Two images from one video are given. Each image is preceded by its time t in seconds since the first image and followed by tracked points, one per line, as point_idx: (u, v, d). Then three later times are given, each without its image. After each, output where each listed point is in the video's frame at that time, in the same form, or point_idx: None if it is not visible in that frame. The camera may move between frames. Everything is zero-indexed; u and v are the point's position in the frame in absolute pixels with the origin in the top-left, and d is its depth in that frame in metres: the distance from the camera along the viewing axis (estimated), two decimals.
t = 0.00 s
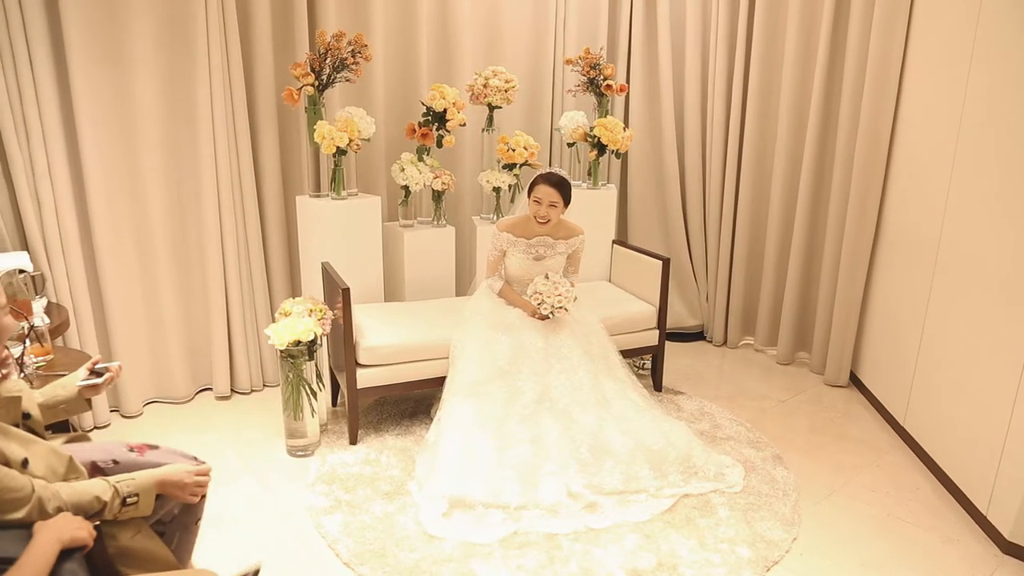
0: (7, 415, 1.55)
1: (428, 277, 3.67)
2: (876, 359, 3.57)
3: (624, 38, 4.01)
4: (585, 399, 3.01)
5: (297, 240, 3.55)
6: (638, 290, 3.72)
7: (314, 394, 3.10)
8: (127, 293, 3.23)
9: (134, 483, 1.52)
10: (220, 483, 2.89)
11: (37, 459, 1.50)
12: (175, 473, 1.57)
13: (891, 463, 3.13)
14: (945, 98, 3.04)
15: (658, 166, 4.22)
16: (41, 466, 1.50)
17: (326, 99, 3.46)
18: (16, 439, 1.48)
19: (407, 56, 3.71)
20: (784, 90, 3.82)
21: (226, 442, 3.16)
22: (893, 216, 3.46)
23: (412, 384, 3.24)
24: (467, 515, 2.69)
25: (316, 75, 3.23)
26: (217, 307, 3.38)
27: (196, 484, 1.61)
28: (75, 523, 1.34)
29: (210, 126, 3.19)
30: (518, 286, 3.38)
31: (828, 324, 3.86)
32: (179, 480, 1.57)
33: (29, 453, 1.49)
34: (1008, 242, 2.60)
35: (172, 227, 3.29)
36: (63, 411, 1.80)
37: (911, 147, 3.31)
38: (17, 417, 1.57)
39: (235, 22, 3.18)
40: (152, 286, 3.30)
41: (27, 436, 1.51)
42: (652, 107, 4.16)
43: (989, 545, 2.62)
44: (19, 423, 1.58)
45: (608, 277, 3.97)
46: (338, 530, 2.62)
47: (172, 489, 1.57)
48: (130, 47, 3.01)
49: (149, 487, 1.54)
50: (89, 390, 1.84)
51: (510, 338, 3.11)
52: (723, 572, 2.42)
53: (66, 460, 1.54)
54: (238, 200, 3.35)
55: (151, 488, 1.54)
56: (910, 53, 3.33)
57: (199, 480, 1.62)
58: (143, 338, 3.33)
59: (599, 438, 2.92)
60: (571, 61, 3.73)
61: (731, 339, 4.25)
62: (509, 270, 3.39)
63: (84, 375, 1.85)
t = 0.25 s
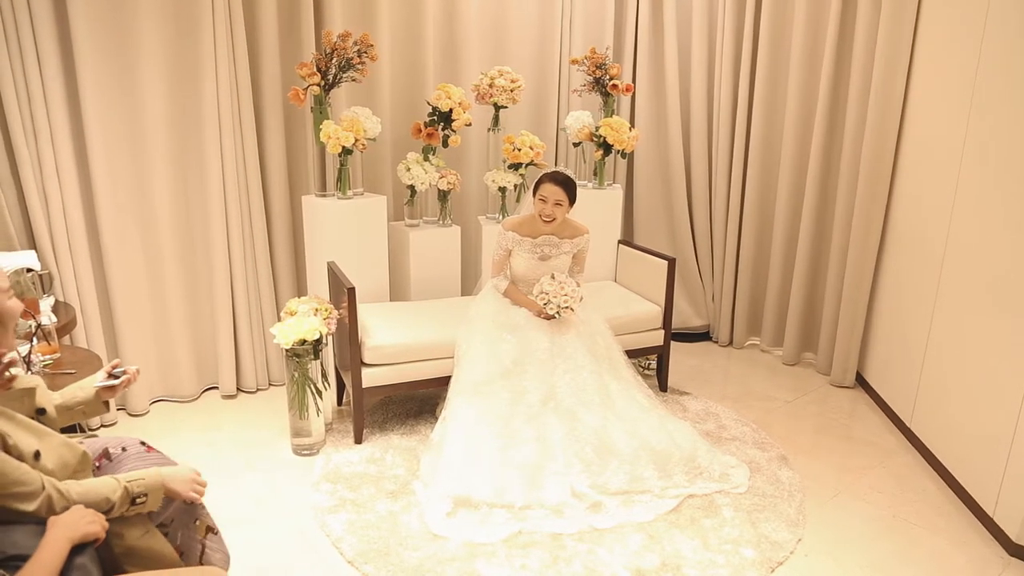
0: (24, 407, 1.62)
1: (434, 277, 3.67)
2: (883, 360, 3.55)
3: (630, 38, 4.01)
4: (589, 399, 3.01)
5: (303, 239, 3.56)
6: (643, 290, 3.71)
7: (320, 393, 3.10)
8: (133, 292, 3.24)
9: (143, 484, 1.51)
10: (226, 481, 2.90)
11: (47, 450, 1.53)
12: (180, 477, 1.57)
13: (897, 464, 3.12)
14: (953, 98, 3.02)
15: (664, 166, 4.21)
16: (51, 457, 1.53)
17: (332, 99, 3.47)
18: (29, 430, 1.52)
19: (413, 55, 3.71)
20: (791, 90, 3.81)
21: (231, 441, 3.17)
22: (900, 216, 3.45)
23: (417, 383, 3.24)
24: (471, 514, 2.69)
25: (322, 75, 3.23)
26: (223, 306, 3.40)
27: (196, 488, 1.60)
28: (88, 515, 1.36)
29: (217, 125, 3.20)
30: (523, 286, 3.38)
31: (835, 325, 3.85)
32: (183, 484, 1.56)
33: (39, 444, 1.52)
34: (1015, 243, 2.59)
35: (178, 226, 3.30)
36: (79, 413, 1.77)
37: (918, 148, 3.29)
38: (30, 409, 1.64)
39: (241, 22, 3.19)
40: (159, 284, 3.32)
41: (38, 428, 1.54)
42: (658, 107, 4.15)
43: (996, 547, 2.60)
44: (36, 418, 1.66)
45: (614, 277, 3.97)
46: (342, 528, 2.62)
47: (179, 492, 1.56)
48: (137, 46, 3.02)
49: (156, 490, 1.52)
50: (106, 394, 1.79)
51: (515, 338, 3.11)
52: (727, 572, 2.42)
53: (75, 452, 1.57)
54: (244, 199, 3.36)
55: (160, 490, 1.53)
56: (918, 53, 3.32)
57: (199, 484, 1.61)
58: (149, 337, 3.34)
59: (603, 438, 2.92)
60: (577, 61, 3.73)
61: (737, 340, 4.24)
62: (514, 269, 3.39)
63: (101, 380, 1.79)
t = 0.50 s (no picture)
0: (44, 398, 1.65)
1: (439, 276, 3.67)
2: (889, 361, 3.54)
3: (636, 38, 4.00)
4: (595, 398, 3.01)
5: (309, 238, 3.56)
6: (649, 290, 3.71)
7: (325, 392, 3.11)
8: (140, 291, 3.26)
9: (136, 476, 1.54)
10: (232, 480, 2.91)
11: (58, 439, 1.57)
12: (163, 466, 1.60)
13: (903, 465, 3.11)
14: (960, 98, 3.01)
15: (670, 166, 4.21)
16: (60, 445, 1.57)
17: (338, 98, 3.48)
18: (42, 419, 1.56)
19: (419, 55, 3.72)
20: (798, 89, 3.80)
21: (237, 439, 3.19)
22: (907, 217, 3.43)
23: (422, 382, 3.25)
24: (475, 513, 2.69)
25: (328, 74, 3.24)
26: (229, 305, 3.41)
27: (178, 476, 1.63)
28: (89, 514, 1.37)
29: (223, 125, 3.22)
30: (528, 286, 3.37)
31: (841, 325, 3.83)
32: (164, 473, 1.59)
33: (50, 433, 1.56)
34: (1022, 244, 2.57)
35: (185, 225, 3.32)
36: (86, 422, 1.79)
37: (926, 147, 3.28)
38: (48, 398, 1.66)
39: (248, 22, 3.20)
40: (165, 283, 3.33)
41: (51, 419, 1.58)
42: (664, 107, 4.15)
43: (1004, 549, 2.59)
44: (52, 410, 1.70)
45: (619, 276, 3.96)
46: (347, 527, 2.63)
47: (165, 481, 1.59)
48: (145, 46, 3.03)
49: (147, 482, 1.55)
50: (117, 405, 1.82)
51: (520, 337, 3.11)
52: (731, 573, 2.41)
53: (86, 446, 1.62)
54: (250, 198, 3.38)
55: (150, 481, 1.56)
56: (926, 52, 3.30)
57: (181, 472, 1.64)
58: (156, 336, 3.36)
59: (608, 438, 2.92)
60: (583, 61, 3.73)
61: (743, 340, 4.23)
62: (519, 269, 3.38)
63: (115, 395, 1.80)
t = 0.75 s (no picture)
0: (64, 391, 1.63)
1: (447, 275, 3.68)
2: (898, 362, 3.52)
3: (645, 37, 4.00)
4: (602, 398, 3.00)
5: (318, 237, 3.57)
6: (657, 289, 3.70)
7: (333, 391, 3.12)
8: (150, 289, 3.28)
9: (122, 471, 1.55)
10: (240, 477, 2.92)
11: (73, 431, 1.60)
12: (143, 458, 1.60)
13: (912, 467, 3.09)
14: (971, 98, 2.99)
15: (679, 166, 4.20)
16: (75, 436, 1.59)
17: (346, 98, 3.48)
18: (62, 410, 1.59)
19: (428, 55, 3.72)
20: (807, 89, 3.78)
21: (245, 437, 3.20)
22: (917, 218, 3.41)
23: (429, 381, 3.25)
24: (482, 512, 2.70)
25: (336, 74, 3.25)
26: (238, 303, 3.43)
27: (161, 465, 1.62)
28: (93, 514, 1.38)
29: (232, 124, 3.23)
30: (536, 285, 3.37)
31: (850, 326, 3.82)
32: (144, 464, 1.59)
33: (67, 424, 1.59)
34: None
35: (194, 223, 3.33)
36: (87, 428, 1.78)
37: (936, 148, 3.26)
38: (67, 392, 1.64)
39: (257, 22, 3.21)
40: (175, 281, 3.35)
41: (70, 411, 1.61)
42: (673, 107, 4.14)
43: (1012, 552, 2.57)
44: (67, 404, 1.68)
45: (627, 276, 3.96)
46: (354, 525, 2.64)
47: (147, 472, 1.59)
48: (154, 45, 3.05)
49: (133, 476, 1.55)
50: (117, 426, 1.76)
51: (527, 337, 3.11)
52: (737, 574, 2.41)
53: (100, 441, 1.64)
54: (259, 197, 3.39)
55: (135, 475, 1.57)
56: (936, 52, 3.28)
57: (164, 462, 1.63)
58: (165, 334, 3.38)
59: (615, 438, 2.92)
60: (591, 60, 3.72)
61: (751, 340, 4.22)
62: (526, 268, 3.38)
63: (110, 416, 1.74)
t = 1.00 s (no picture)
0: (76, 388, 1.69)
1: (456, 274, 3.68)
2: (909, 363, 3.50)
3: (655, 36, 3.99)
4: (610, 398, 3.00)
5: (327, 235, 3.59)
6: (665, 289, 3.69)
7: (341, 389, 3.13)
8: (160, 287, 3.30)
9: (108, 469, 1.58)
10: (249, 475, 2.93)
11: (82, 428, 1.61)
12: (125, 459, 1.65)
13: (922, 469, 3.08)
14: (984, 98, 2.97)
15: (688, 165, 4.19)
16: (83, 434, 1.61)
17: (356, 97, 3.49)
18: (74, 407, 1.61)
19: (438, 54, 3.73)
20: (818, 89, 3.77)
21: (254, 434, 3.22)
22: (928, 218, 3.39)
23: (437, 380, 3.26)
24: (489, 510, 2.70)
25: (346, 74, 3.26)
26: (247, 302, 3.45)
27: (144, 463, 1.67)
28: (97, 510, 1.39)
29: (243, 123, 3.25)
30: (545, 284, 3.36)
31: (860, 326, 3.80)
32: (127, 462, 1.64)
33: (76, 422, 1.61)
34: None
35: (205, 222, 3.35)
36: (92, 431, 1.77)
37: (948, 148, 3.24)
38: (82, 390, 1.70)
39: (267, 22, 3.22)
40: (185, 279, 3.37)
41: (81, 410, 1.62)
42: (683, 106, 4.13)
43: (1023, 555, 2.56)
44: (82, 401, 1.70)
45: (636, 276, 3.95)
46: (361, 522, 2.65)
47: (130, 471, 1.63)
48: (166, 45, 3.07)
49: (120, 474, 1.59)
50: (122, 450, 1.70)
51: (535, 336, 3.11)
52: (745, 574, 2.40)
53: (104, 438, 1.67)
54: (269, 196, 3.41)
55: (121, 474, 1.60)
56: (949, 52, 3.26)
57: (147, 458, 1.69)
58: (176, 331, 3.40)
59: (623, 438, 2.91)
60: (600, 60, 3.72)
61: (761, 341, 4.21)
62: (536, 267, 3.38)
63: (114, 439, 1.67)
